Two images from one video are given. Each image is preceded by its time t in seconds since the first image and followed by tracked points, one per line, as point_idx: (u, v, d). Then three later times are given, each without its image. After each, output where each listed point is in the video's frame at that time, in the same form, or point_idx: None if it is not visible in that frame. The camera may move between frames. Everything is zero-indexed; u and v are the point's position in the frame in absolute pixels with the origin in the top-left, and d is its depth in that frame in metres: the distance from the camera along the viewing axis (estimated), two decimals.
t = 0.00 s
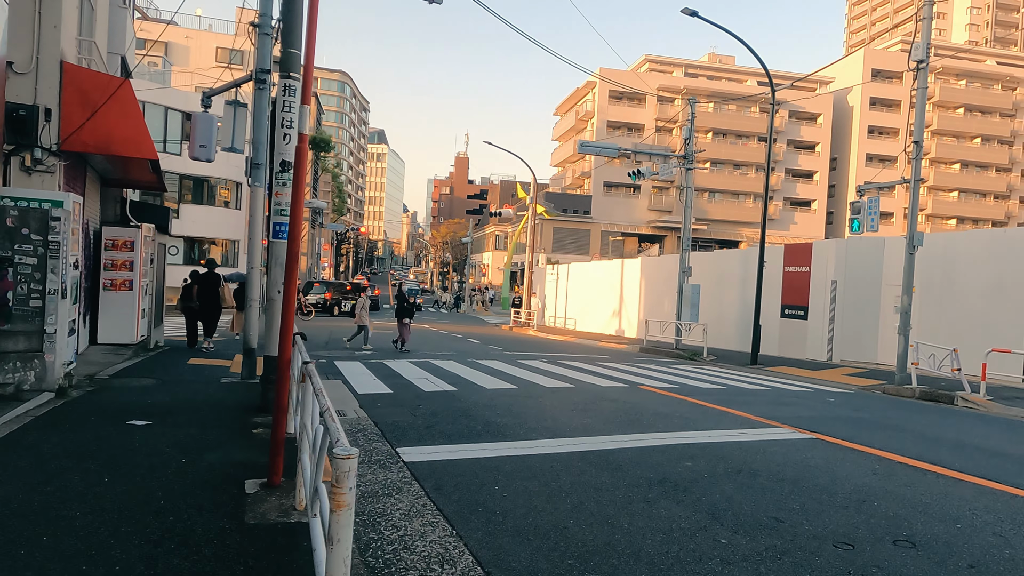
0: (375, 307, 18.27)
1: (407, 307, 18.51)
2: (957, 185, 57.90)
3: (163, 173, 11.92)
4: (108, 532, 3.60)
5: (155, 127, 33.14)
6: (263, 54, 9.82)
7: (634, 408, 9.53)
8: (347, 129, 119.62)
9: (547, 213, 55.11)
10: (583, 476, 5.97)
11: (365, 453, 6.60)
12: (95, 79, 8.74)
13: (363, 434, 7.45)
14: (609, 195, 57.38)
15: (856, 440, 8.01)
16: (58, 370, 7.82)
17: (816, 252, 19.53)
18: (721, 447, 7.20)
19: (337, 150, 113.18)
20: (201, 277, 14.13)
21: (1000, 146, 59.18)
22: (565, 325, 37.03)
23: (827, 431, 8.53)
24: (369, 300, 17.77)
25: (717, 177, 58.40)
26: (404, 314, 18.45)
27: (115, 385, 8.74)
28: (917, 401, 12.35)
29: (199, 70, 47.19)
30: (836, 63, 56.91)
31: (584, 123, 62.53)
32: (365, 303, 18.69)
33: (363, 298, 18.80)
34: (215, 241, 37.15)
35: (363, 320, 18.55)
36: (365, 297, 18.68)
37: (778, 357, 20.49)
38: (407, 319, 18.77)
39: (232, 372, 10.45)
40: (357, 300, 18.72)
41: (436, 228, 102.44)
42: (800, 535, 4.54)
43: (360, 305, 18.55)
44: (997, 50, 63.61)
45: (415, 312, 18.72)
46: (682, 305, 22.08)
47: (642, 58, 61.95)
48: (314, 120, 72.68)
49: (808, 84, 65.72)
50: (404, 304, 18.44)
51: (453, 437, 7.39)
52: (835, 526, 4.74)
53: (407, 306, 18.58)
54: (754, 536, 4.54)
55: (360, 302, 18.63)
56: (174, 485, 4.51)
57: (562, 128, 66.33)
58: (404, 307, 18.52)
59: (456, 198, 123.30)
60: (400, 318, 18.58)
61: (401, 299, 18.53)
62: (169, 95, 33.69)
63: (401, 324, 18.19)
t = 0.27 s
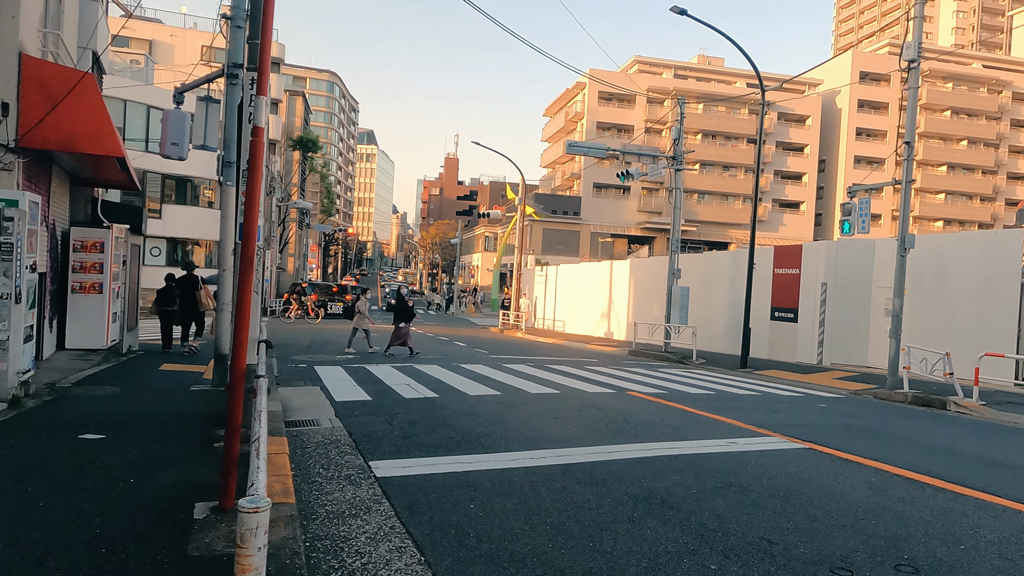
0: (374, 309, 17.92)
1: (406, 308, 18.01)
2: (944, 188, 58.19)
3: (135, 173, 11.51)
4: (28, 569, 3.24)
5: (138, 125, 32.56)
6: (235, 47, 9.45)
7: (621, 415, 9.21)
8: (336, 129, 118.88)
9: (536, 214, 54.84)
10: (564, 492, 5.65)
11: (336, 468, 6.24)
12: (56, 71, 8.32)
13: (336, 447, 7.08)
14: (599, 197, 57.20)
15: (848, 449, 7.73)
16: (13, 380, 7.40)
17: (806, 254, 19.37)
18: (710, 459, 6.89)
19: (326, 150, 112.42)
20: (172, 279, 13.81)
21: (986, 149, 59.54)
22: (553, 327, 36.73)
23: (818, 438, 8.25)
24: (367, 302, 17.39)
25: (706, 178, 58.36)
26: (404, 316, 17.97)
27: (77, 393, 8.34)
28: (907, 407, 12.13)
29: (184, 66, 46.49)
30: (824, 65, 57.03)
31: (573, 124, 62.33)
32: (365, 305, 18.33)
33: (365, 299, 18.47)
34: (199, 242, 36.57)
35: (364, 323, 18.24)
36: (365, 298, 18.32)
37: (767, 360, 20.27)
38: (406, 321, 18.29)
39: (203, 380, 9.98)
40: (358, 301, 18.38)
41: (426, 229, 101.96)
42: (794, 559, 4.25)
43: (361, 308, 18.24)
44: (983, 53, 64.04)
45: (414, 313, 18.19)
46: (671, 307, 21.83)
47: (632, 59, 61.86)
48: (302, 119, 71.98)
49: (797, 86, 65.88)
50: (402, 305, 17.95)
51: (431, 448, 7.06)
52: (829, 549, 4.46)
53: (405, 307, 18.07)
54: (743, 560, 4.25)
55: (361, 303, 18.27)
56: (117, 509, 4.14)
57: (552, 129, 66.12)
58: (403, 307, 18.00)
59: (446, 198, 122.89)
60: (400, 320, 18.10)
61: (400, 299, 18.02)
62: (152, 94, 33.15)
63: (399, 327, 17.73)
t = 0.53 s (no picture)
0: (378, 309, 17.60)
1: (409, 308, 17.64)
2: (935, 189, 58.31)
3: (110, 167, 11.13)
4: None
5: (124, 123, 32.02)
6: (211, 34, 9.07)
7: (614, 417, 8.88)
8: (328, 129, 118.22)
9: (528, 214, 54.56)
10: (553, 500, 5.32)
11: (313, 475, 5.88)
12: (18, 58, 7.88)
13: (316, 452, 6.70)
14: (592, 197, 56.97)
15: (849, 452, 7.44)
16: None
17: (799, 253, 19.14)
18: (707, 463, 6.58)
19: (317, 150, 111.76)
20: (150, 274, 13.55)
21: (976, 150, 59.69)
22: (545, 328, 36.43)
23: (818, 441, 7.95)
24: (370, 303, 17.05)
25: (698, 179, 58.24)
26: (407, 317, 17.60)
27: (44, 395, 7.94)
28: (905, 407, 11.86)
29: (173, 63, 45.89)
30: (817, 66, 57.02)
31: (566, 124, 62.08)
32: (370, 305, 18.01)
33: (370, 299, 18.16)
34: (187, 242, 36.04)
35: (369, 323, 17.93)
36: (370, 298, 17.98)
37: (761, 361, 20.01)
38: (409, 322, 17.93)
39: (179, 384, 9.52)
40: (362, 301, 18.06)
41: (418, 230, 101.49)
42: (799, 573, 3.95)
43: (365, 308, 17.94)
44: (974, 56, 64.25)
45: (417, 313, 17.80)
46: (665, 308, 21.56)
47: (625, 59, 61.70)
48: (293, 119, 71.38)
49: (789, 87, 65.88)
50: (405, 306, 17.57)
51: (414, 452, 6.71)
52: (838, 561, 4.15)
53: (408, 308, 17.70)
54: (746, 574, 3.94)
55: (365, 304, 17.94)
56: (62, 522, 3.79)
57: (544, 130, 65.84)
58: (406, 308, 17.63)
59: (438, 200, 122.51)
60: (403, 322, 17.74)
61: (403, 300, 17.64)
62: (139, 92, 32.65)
63: (403, 329, 17.37)
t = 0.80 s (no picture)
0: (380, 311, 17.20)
1: (410, 311, 17.20)
2: (924, 190, 58.50)
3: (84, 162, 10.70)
4: None
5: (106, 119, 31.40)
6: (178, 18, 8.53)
7: (607, 425, 8.54)
8: (317, 127, 117.37)
9: (518, 214, 54.22)
10: (543, 518, 4.97)
11: (286, 489, 5.49)
12: None
13: (291, 464, 6.31)
14: (583, 196, 56.71)
15: (852, 461, 7.13)
16: None
17: (794, 253, 18.93)
18: (705, 475, 6.24)
19: (306, 148, 110.91)
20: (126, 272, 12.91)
21: (964, 151, 59.89)
22: (535, 328, 36.09)
23: (818, 449, 7.63)
24: (370, 305, 16.64)
25: (689, 179, 58.12)
26: (408, 321, 17.14)
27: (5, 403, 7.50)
28: (903, 411, 11.60)
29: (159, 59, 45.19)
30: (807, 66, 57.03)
31: (557, 123, 61.78)
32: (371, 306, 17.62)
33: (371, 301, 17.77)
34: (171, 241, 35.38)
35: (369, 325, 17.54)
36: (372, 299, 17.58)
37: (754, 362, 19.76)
38: (410, 325, 17.48)
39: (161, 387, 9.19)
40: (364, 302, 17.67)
41: (408, 229, 100.86)
42: None
43: (367, 310, 17.55)
44: (962, 57, 64.52)
45: (418, 317, 17.33)
46: (656, 308, 21.29)
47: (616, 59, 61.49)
48: (281, 117, 70.64)
49: (779, 87, 65.92)
50: (407, 309, 17.14)
51: (395, 464, 6.34)
52: None
53: (409, 311, 17.25)
54: None
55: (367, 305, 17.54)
56: None
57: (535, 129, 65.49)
58: (407, 311, 17.19)
59: (428, 198, 121.94)
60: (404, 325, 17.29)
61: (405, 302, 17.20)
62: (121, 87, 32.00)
63: (404, 332, 16.95)
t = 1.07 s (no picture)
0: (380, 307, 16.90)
1: (411, 306, 16.94)
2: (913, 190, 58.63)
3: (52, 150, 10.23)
4: None
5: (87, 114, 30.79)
6: None
7: (596, 423, 8.21)
8: (306, 125, 116.50)
9: (508, 212, 53.89)
10: (524, 523, 4.63)
11: (250, 493, 5.11)
12: None
13: (258, 465, 5.92)
14: (573, 195, 56.48)
15: (849, 460, 6.83)
16: None
17: (785, 250, 18.68)
18: (697, 476, 5.92)
19: (295, 146, 110.07)
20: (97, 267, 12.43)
21: (952, 151, 60.08)
22: (525, 327, 35.79)
23: (815, 448, 7.33)
24: (371, 300, 16.39)
25: (679, 178, 58.00)
26: (409, 315, 16.88)
27: None
28: (897, 409, 11.34)
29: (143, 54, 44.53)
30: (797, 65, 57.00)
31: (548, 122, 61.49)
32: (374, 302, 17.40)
33: (375, 297, 17.56)
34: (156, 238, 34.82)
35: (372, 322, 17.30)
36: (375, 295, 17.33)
37: (745, 360, 19.52)
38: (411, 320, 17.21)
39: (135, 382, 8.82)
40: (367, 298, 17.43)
41: (398, 228, 100.28)
42: None
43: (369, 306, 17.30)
44: (950, 58, 64.76)
45: (419, 311, 17.06)
46: (647, 305, 20.99)
47: (607, 57, 61.24)
48: (268, 113, 69.93)
49: (769, 86, 65.93)
50: (408, 303, 16.88)
51: (370, 466, 5.97)
52: None
53: (410, 305, 17.00)
54: None
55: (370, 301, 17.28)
56: None
57: (525, 127, 65.17)
58: (407, 305, 16.92)
59: (419, 197, 121.40)
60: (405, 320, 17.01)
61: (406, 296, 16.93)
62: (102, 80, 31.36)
63: (404, 326, 16.67)
